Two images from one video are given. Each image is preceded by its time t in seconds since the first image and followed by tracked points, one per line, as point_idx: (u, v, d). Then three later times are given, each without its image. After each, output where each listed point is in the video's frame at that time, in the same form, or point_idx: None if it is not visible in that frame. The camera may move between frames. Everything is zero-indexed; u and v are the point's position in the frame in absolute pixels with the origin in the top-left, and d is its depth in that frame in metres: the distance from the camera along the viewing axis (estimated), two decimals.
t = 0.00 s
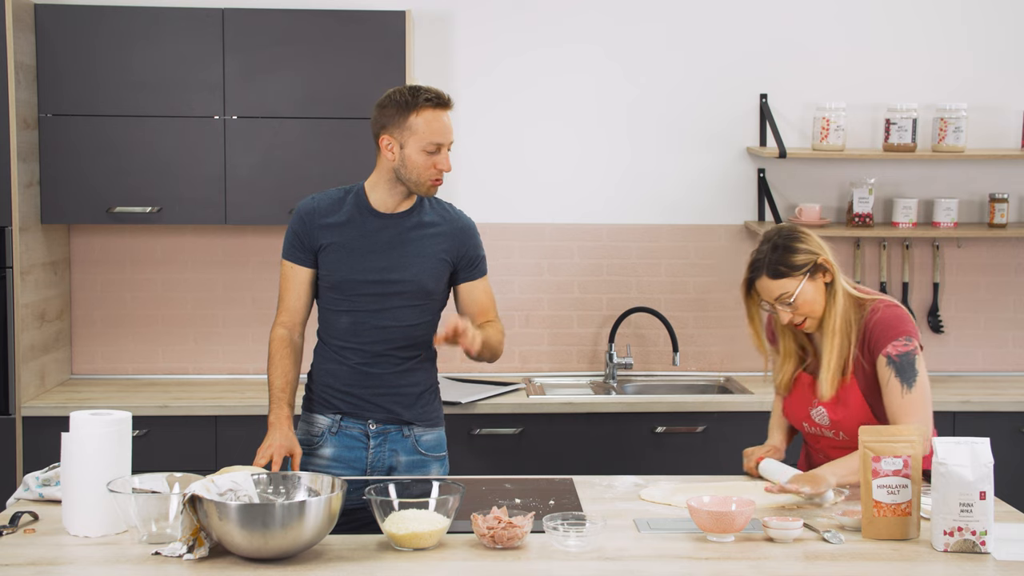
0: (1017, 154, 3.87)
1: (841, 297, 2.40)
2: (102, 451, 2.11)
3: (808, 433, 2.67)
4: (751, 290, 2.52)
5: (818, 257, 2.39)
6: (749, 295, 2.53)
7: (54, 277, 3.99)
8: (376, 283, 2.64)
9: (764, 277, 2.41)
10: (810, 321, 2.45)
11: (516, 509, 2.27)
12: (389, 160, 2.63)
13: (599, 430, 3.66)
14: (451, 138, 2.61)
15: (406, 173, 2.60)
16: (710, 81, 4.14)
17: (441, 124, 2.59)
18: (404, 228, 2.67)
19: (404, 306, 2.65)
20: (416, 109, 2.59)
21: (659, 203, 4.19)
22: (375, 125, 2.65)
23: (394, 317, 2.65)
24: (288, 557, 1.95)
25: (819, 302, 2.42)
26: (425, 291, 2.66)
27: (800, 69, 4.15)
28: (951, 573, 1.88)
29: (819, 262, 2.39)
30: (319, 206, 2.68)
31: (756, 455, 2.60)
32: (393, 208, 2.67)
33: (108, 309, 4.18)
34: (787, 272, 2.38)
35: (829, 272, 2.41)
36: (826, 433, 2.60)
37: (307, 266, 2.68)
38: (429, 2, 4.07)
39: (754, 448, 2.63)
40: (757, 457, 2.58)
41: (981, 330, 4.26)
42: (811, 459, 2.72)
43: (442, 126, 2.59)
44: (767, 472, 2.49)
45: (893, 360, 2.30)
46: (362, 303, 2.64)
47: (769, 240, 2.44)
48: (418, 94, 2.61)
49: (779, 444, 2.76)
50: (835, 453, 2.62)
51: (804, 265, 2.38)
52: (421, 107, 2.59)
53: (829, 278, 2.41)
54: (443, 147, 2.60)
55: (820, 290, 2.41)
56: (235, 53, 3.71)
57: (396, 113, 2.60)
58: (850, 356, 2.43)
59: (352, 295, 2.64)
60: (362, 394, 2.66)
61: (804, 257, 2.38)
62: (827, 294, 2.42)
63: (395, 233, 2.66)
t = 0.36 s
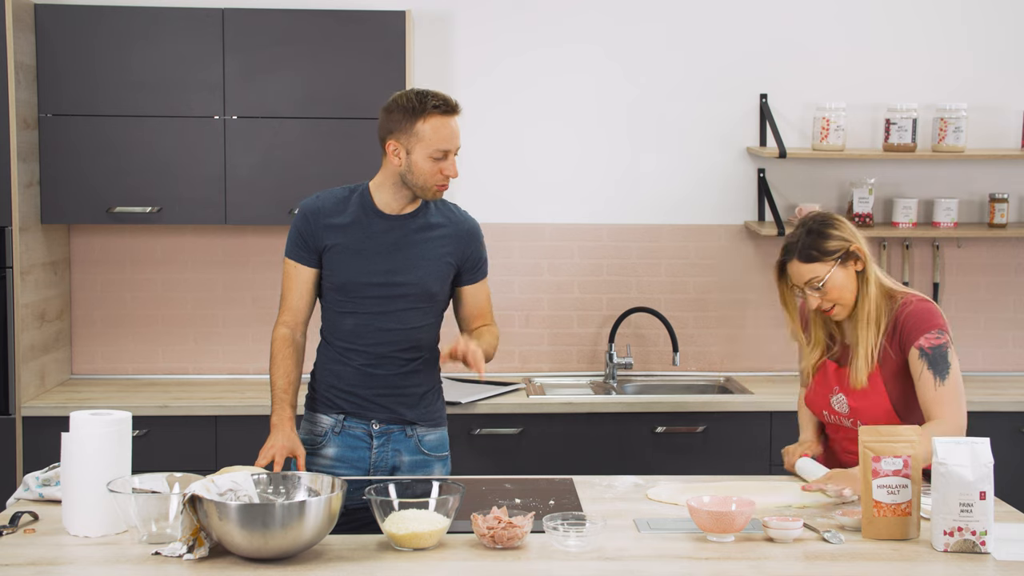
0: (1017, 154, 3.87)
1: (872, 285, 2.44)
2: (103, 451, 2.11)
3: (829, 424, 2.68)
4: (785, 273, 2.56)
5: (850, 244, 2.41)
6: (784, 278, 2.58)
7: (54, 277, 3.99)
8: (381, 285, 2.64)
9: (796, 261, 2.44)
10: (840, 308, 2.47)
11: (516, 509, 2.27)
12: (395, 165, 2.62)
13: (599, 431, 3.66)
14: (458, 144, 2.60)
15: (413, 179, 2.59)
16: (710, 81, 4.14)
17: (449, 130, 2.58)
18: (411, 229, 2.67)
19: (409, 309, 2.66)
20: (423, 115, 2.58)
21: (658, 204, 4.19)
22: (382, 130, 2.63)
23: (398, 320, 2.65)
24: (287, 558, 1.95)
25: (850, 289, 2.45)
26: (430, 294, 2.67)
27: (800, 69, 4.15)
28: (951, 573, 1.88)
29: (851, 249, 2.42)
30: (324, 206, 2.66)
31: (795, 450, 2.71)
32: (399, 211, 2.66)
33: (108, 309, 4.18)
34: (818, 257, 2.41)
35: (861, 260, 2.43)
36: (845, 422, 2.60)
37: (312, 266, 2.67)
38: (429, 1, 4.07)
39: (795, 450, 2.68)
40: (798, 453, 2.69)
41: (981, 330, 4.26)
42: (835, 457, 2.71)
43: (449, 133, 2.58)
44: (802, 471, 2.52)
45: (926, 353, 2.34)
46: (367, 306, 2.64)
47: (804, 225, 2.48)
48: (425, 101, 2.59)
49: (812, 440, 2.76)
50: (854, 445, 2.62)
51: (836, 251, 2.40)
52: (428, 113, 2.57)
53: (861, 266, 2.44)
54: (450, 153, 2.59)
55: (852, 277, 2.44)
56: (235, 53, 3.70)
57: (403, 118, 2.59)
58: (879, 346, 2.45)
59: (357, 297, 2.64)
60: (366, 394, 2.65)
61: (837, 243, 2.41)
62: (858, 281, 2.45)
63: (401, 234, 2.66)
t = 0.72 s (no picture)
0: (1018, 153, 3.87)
1: (874, 271, 2.47)
2: (103, 451, 2.11)
3: (827, 413, 2.65)
4: (789, 257, 2.58)
5: (855, 228, 2.44)
6: (788, 262, 2.59)
7: (54, 277, 3.99)
8: (384, 285, 2.64)
9: (801, 239, 2.48)
10: (841, 293, 2.49)
11: (516, 509, 2.27)
12: (396, 165, 2.62)
13: (599, 431, 3.66)
14: (460, 145, 2.60)
15: (415, 180, 2.59)
16: (710, 80, 4.14)
17: (450, 131, 2.57)
18: (413, 228, 2.67)
19: (413, 308, 2.66)
20: (425, 115, 2.57)
21: (658, 203, 4.19)
22: (383, 130, 2.63)
23: (402, 320, 2.65)
24: (287, 557, 1.95)
25: (853, 273, 2.48)
26: (433, 293, 2.67)
27: (800, 69, 4.15)
28: (951, 573, 1.88)
29: (856, 233, 2.45)
30: (326, 206, 2.66)
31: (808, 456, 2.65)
32: (401, 210, 2.67)
33: (108, 309, 4.18)
34: (823, 236, 2.44)
35: (864, 245, 2.46)
36: (844, 409, 2.59)
37: (314, 267, 2.67)
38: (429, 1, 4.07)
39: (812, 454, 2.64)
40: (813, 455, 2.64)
41: (981, 330, 4.26)
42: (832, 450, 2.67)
43: (451, 133, 2.57)
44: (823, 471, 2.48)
45: (933, 338, 2.36)
46: (370, 305, 2.64)
47: (810, 207, 2.51)
48: (426, 101, 2.58)
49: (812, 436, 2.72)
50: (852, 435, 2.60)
51: (841, 233, 2.44)
52: (430, 114, 2.57)
53: (865, 252, 2.47)
54: (452, 154, 2.59)
55: (854, 262, 2.47)
56: (235, 53, 3.70)
57: (405, 119, 2.59)
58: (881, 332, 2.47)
59: (359, 297, 2.64)
60: (369, 395, 2.65)
61: (843, 225, 2.44)
62: (862, 267, 2.48)
63: (404, 233, 2.66)
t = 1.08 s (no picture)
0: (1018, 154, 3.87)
1: (838, 273, 2.50)
2: (103, 451, 2.11)
3: (795, 423, 2.66)
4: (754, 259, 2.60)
5: (819, 231, 2.48)
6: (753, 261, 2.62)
7: (54, 277, 3.99)
8: (384, 285, 2.64)
9: (766, 237, 2.51)
10: (804, 294, 2.52)
11: (516, 510, 2.27)
12: (397, 168, 2.61)
13: (599, 431, 3.66)
14: (461, 150, 2.59)
15: (416, 184, 2.59)
16: (709, 80, 4.14)
17: (451, 137, 2.56)
18: (414, 229, 2.67)
19: (413, 308, 2.66)
20: (426, 121, 2.56)
21: (657, 203, 4.19)
22: (384, 133, 2.62)
23: (401, 320, 2.66)
24: (287, 557, 1.95)
25: (814, 275, 2.51)
26: (433, 294, 2.68)
27: (800, 69, 4.15)
28: (951, 573, 1.88)
29: (820, 236, 2.48)
30: (326, 206, 2.66)
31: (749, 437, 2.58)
32: (401, 212, 2.67)
33: (108, 309, 4.18)
34: (787, 236, 2.48)
35: (828, 249, 2.50)
36: (816, 419, 2.60)
37: (314, 267, 2.66)
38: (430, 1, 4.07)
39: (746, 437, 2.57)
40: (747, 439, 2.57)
41: (981, 330, 4.26)
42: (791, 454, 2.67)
43: (452, 139, 2.56)
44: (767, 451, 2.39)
45: (900, 341, 2.39)
46: (371, 305, 2.64)
47: (779, 208, 2.55)
48: (428, 106, 2.57)
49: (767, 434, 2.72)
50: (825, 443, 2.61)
51: (806, 233, 2.47)
52: (431, 119, 2.55)
53: (828, 256, 2.50)
54: (453, 159, 2.58)
55: (818, 264, 2.51)
56: (235, 53, 3.70)
57: (406, 123, 2.57)
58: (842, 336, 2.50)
59: (360, 298, 2.64)
60: (369, 395, 2.65)
61: (808, 226, 2.48)
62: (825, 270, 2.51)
63: (405, 234, 2.66)
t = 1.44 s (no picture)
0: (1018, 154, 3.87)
1: (750, 284, 2.39)
2: (103, 451, 2.11)
3: (721, 432, 2.61)
4: (664, 274, 2.48)
5: (731, 241, 2.36)
6: (661, 275, 2.50)
7: (54, 277, 3.99)
8: (376, 288, 2.64)
9: (677, 252, 2.37)
10: (715, 307, 2.41)
11: (516, 510, 2.28)
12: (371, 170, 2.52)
13: (599, 431, 3.66)
14: (407, 165, 2.38)
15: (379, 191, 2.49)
16: (709, 80, 4.14)
17: (394, 152, 2.37)
18: (407, 230, 2.66)
19: (406, 310, 2.66)
20: (377, 132, 2.40)
21: (658, 203, 4.19)
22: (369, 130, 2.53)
23: (394, 321, 2.65)
24: (288, 557, 1.95)
25: (726, 287, 2.39)
26: (426, 295, 2.67)
27: (800, 69, 4.15)
28: (951, 573, 1.88)
29: (731, 246, 2.36)
30: (319, 207, 2.66)
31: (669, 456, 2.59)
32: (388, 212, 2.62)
33: (108, 309, 4.18)
34: (699, 249, 2.35)
35: (740, 259, 2.39)
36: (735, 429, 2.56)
37: (306, 267, 2.67)
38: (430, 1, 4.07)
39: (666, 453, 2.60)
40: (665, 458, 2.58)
41: (981, 330, 4.26)
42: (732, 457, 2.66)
43: (394, 155, 2.37)
44: (674, 476, 2.46)
45: (801, 351, 2.28)
46: (363, 307, 2.64)
47: (688, 219, 2.41)
48: (386, 113, 2.39)
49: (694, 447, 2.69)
50: (749, 449, 2.59)
51: (718, 246, 2.35)
52: (379, 131, 2.39)
53: (740, 265, 2.39)
54: (400, 175, 2.40)
55: (731, 275, 2.39)
56: (235, 53, 3.70)
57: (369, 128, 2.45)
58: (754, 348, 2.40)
59: (352, 300, 2.64)
60: (362, 394, 2.66)
61: (720, 238, 2.35)
62: (737, 282, 2.40)
63: (399, 237, 2.65)
